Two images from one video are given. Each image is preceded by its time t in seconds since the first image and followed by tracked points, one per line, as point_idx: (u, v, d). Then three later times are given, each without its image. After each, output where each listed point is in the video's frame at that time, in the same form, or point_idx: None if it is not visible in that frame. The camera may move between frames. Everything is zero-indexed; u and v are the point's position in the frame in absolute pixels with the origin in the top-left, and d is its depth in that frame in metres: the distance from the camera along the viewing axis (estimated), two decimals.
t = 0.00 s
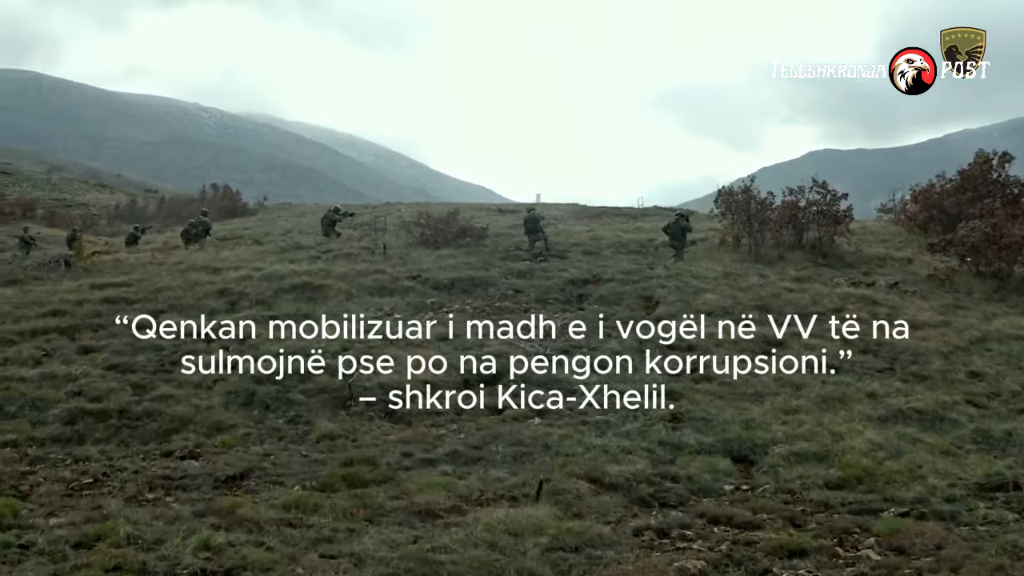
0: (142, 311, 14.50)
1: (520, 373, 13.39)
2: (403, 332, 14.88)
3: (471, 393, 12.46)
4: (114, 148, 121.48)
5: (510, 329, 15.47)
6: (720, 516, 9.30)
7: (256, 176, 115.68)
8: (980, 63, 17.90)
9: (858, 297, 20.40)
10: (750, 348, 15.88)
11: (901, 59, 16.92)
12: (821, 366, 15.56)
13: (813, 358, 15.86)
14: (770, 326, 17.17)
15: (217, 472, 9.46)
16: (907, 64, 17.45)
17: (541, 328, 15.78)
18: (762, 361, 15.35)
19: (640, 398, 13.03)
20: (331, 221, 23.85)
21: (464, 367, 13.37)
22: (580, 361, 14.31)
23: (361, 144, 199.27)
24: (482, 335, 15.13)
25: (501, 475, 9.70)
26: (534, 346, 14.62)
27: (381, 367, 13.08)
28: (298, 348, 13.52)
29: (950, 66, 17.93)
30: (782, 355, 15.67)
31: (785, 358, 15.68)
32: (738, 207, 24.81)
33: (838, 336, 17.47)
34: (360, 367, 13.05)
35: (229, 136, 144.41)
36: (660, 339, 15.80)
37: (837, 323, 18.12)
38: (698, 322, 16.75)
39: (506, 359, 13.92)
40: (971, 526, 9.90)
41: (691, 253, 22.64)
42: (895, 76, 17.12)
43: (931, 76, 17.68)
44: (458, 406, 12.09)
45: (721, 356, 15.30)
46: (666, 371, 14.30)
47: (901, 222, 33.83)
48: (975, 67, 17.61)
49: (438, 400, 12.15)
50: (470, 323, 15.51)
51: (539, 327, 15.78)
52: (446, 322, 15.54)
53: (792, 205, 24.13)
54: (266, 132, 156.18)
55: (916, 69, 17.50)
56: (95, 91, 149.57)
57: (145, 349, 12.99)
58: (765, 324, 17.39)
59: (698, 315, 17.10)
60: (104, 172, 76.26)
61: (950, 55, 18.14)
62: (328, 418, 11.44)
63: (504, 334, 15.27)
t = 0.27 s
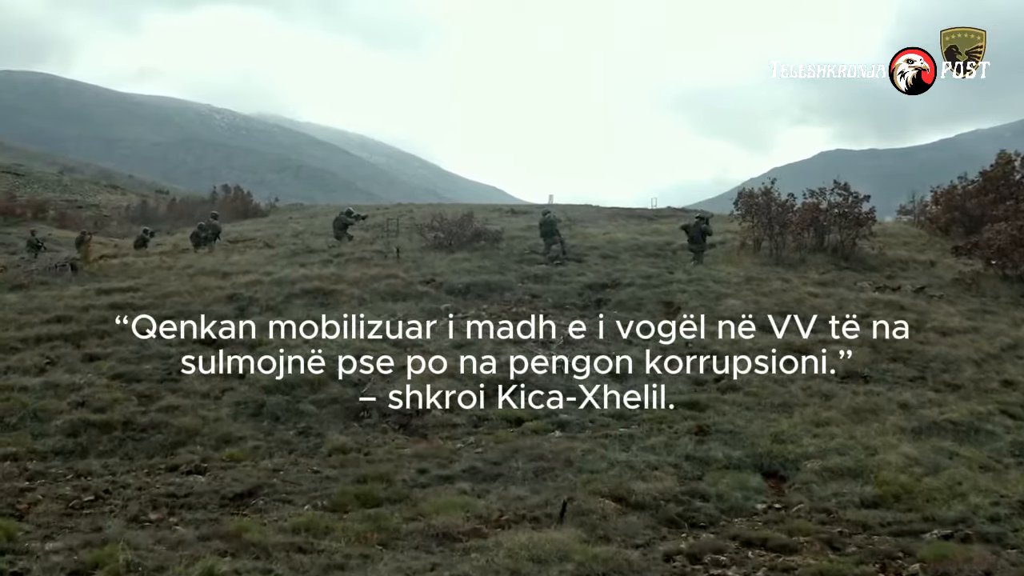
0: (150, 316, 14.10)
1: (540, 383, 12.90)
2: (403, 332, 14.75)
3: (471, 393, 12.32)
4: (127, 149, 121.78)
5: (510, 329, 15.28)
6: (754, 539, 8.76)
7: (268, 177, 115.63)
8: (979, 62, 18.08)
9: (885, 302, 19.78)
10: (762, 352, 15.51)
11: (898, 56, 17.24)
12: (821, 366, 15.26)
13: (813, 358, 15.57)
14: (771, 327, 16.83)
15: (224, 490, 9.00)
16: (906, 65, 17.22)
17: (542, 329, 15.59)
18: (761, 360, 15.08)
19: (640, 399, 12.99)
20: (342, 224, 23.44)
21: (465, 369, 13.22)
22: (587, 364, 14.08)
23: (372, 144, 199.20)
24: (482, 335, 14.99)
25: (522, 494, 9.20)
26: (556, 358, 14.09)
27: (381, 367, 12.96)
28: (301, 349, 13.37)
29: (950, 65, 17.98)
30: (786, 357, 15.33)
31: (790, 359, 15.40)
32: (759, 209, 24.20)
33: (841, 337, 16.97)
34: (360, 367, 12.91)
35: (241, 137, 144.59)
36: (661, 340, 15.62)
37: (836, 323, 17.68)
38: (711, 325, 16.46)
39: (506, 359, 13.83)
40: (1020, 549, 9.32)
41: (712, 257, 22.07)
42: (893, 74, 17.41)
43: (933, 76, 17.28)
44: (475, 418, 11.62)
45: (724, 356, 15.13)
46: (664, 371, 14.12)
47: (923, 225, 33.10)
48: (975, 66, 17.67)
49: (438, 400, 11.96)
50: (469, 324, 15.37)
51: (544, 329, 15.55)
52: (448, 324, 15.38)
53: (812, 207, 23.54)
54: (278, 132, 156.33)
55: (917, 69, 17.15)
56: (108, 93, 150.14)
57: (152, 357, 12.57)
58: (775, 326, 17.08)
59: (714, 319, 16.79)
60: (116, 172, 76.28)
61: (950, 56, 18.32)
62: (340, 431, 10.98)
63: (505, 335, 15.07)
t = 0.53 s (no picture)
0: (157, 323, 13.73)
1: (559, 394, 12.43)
2: (403, 332, 14.61)
3: (471, 393, 12.13)
4: (140, 150, 122.12)
5: (510, 329, 15.15)
6: (791, 565, 8.26)
7: (280, 178, 115.63)
8: (979, 62, 17.95)
9: (912, 308, 19.18)
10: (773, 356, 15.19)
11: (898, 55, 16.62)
12: (820, 365, 15.07)
13: (814, 358, 15.34)
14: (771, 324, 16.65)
15: (231, 509, 8.57)
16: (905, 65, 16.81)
17: (543, 329, 15.44)
18: (762, 360, 14.88)
19: (640, 398, 12.84)
20: (354, 227, 23.07)
21: (465, 369, 13.08)
22: (589, 364, 13.91)
23: (384, 145, 199.19)
24: (482, 335, 14.85)
25: (544, 514, 8.73)
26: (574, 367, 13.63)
27: (381, 367, 12.80)
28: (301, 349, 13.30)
29: (952, 65, 17.33)
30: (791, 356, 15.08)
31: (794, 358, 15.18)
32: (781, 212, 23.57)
33: (845, 336, 16.74)
34: (360, 367, 12.74)
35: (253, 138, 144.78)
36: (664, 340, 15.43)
37: (838, 322, 17.46)
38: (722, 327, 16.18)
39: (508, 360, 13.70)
40: None
41: (733, 261, 21.54)
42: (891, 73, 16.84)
43: (930, 76, 16.93)
44: (492, 431, 11.18)
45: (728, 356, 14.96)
46: (665, 371, 13.95)
47: (946, 227, 32.37)
48: (975, 64, 17.15)
49: (438, 400, 11.78)
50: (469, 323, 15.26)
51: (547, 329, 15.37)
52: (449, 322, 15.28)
53: (835, 210, 22.94)
54: (290, 133, 156.51)
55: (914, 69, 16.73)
56: (121, 93, 150.73)
57: (158, 365, 12.18)
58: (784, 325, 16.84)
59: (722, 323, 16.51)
60: (127, 173, 76.27)
61: (950, 55, 18.25)
62: (352, 444, 10.54)
63: (505, 334, 14.94)
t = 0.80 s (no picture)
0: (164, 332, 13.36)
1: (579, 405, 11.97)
2: (402, 332, 14.44)
3: (471, 393, 11.95)
4: (153, 150, 122.43)
5: (510, 329, 14.98)
6: None
7: (292, 178, 115.62)
8: (980, 60, 18.02)
9: (941, 314, 18.60)
10: (788, 360, 14.82)
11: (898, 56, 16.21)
12: (822, 364, 14.82)
13: (816, 358, 15.03)
14: (773, 323, 16.48)
15: (239, 528, 8.16)
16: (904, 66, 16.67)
17: (543, 329, 15.25)
18: (763, 360, 14.65)
19: (640, 398, 12.68)
20: (367, 230, 22.69)
21: (466, 369, 12.95)
22: (591, 364, 13.72)
23: (396, 146, 199.11)
24: (482, 335, 14.66)
25: (566, 536, 8.28)
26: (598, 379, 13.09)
27: (381, 367, 12.68)
28: (300, 349, 13.24)
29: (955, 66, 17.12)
30: (794, 357, 14.83)
31: (798, 358, 14.98)
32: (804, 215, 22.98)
33: (851, 335, 16.47)
34: (360, 367, 12.63)
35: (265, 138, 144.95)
36: (667, 341, 15.21)
37: (837, 321, 17.03)
38: (727, 327, 15.94)
39: (509, 361, 13.49)
40: None
41: (755, 264, 21.02)
42: (891, 75, 16.47)
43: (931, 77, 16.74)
44: (510, 444, 10.73)
45: (735, 356, 14.76)
46: (666, 370, 13.71)
47: (970, 229, 31.66)
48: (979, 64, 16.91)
49: (438, 400, 11.63)
50: (469, 323, 15.08)
51: (551, 330, 15.18)
52: (448, 322, 15.03)
53: (857, 212, 22.41)
54: (302, 134, 156.67)
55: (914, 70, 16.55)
56: (134, 94, 151.27)
57: (165, 374, 11.80)
58: (795, 326, 16.61)
59: (724, 324, 16.21)
60: (139, 174, 76.28)
61: (950, 53, 18.49)
62: (365, 458, 10.12)
63: (505, 335, 14.76)
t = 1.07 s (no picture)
0: (165, 333, 13.19)
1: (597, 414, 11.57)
2: (402, 332, 14.30)
3: (472, 393, 11.81)
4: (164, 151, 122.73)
5: (510, 329, 14.78)
6: None
7: (302, 179, 115.65)
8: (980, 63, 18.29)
9: (966, 318, 18.10)
10: (791, 360, 14.52)
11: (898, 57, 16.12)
12: (824, 365, 14.53)
13: (816, 358, 14.73)
14: (772, 323, 16.14)
15: (245, 546, 7.83)
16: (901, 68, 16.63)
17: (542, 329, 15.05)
18: (762, 360, 14.37)
19: (641, 398, 12.37)
20: (378, 231, 22.35)
21: (466, 369, 12.80)
22: (591, 365, 13.51)
23: (406, 146, 199.05)
24: (481, 335, 14.47)
25: (587, 554, 7.90)
26: (603, 381, 12.79)
27: (381, 367, 12.58)
28: (301, 348, 13.14)
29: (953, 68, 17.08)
30: (794, 356, 14.54)
31: (798, 358, 14.69)
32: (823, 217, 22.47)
33: (851, 335, 16.09)
34: (360, 367, 12.55)
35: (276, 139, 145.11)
36: (667, 340, 14.94)
37: (836, 322, 16.64)
38: (726, 327, 15.72)
39: (509, 361, 13.28)
40: None
41: (774, 267, 20.57)
42: (891, 75, 16.33)
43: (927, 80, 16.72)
44: (526, 454, 10.37)
45: (737, 356, 14.48)
46: (667, 371, 13.46)
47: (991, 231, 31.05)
48: (976, 66, 16.90)
49: (438, 400, 11.53)
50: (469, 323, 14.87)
51: (551, 330, 14.98)
52: (448, 322, 14.86)
53: (877, 213, 21.91)
54: (313, 134, 156.81)
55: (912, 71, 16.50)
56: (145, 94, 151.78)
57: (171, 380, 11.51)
58: (795, 325, 16.24)
59: (726, 323, 15.91)
60: (150, 174, 76.33)
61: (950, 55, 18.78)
62: (376, 469, 9.77)
63: (505, 334, 14.55)
